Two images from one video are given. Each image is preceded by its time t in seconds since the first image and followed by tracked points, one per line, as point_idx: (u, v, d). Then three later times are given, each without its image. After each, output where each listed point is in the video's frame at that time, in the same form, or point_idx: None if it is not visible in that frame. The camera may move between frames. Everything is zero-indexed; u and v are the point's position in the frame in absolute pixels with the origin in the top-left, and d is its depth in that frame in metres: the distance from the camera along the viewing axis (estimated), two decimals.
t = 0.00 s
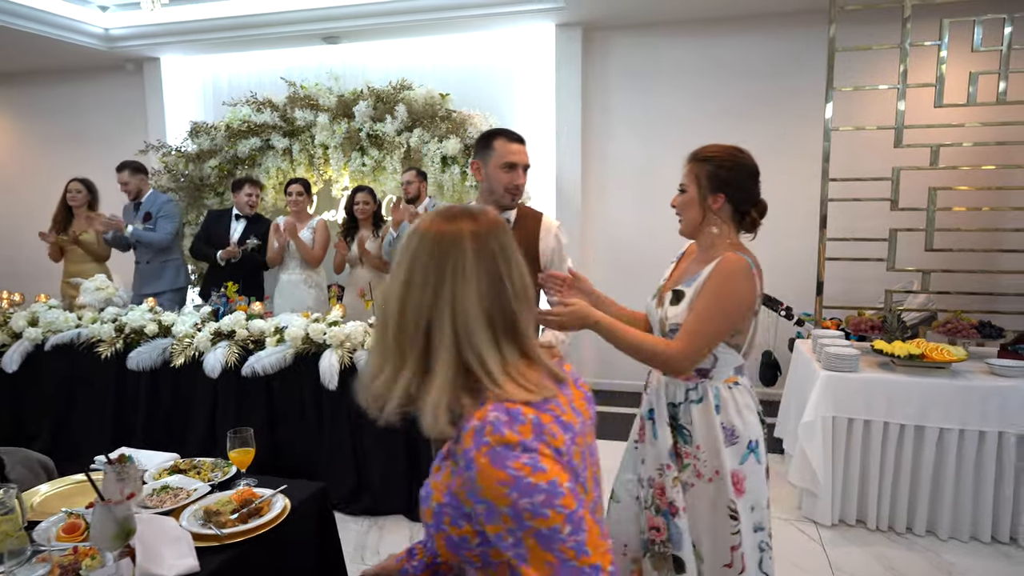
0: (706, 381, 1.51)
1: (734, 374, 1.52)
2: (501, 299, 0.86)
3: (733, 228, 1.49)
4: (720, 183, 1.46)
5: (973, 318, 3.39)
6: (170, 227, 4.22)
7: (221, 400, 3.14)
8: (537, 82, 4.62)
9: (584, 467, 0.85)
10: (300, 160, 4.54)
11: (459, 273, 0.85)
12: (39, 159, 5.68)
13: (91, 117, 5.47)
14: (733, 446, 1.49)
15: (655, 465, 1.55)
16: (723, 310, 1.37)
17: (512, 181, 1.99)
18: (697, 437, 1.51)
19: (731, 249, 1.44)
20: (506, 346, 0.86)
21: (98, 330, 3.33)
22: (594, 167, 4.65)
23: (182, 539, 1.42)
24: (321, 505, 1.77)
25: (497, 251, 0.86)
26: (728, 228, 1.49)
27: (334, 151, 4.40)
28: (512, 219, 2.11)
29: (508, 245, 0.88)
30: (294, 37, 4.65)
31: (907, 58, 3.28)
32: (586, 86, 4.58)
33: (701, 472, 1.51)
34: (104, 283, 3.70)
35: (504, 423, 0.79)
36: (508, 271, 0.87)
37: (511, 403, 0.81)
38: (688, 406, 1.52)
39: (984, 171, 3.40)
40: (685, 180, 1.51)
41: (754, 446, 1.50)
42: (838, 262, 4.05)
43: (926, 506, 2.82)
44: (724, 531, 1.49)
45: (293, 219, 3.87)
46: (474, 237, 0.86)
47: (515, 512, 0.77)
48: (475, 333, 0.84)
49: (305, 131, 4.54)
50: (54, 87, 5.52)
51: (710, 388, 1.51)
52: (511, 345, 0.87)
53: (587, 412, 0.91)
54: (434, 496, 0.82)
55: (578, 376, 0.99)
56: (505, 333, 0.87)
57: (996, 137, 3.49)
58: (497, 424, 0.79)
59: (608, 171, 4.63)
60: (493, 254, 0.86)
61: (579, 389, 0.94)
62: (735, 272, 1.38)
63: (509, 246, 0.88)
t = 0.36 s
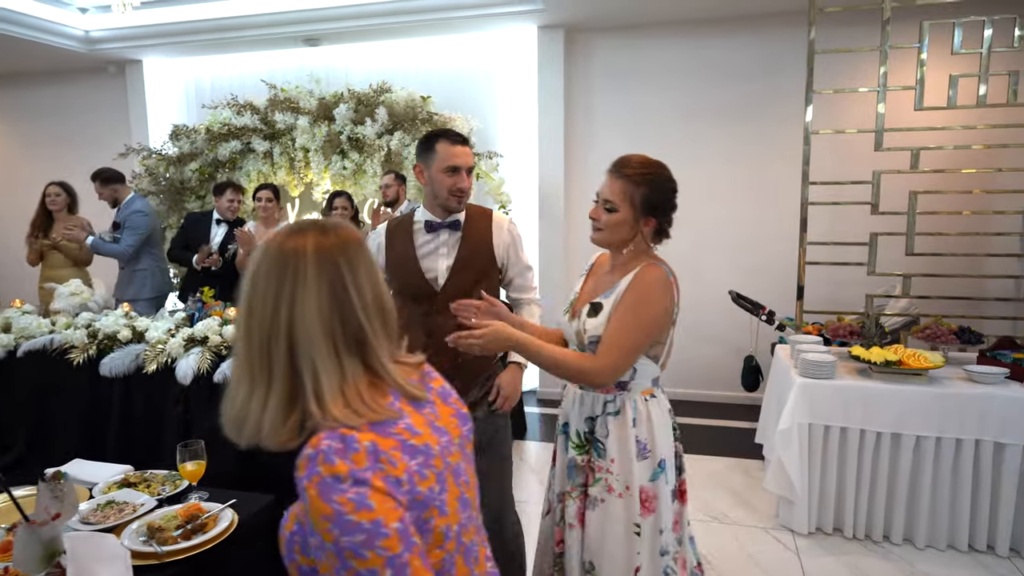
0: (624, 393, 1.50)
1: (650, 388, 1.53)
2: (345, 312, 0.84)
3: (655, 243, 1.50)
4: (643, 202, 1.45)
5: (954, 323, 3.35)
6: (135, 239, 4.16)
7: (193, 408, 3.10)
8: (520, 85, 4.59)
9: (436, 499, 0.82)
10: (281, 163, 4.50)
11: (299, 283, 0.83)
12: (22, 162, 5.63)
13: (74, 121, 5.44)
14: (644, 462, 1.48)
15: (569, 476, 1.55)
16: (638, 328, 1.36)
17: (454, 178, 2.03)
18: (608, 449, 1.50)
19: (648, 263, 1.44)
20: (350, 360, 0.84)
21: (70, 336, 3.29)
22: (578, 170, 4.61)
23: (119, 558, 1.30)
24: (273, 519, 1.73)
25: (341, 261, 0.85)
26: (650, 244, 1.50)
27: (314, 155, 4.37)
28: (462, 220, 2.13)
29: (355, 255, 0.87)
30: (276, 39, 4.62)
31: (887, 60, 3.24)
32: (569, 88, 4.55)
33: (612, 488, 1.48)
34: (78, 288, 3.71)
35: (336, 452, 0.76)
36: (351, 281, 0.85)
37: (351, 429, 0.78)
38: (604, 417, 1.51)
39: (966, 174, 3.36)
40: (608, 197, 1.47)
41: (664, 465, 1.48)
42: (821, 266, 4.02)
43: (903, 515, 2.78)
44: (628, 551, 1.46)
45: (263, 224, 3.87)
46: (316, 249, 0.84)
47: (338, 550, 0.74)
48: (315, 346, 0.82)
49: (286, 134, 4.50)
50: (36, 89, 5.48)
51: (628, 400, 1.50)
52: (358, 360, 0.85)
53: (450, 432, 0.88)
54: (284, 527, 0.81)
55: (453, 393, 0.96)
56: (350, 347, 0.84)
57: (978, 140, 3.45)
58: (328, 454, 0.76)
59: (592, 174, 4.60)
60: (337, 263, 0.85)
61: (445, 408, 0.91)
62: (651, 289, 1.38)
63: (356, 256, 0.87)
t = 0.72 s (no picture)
0: (556, 392, 1.48)
1: (584, 387, 1.50)
2: (194, 301, 0.80)
3: (586, 233, 1.48)
4: (571, 190, 1.42)
5: (937, 319, 3.33)
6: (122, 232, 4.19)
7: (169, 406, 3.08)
8: (504, 81, 4.56)
9: (284, 500, 0.77)
10: (264, 160, 4.47)
11: (146, 269, 0.78)
12: (8, 160, 5.60)
13: (60, 118, 5.41)
14: (572, 464, 1.45)
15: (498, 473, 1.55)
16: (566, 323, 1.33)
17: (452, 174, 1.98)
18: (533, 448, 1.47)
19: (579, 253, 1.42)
20: (201, 351, 0.80)
21: (46, 333, 3.26)
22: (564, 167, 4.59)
23: (64, 556, 1.25)
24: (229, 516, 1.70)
25: (195, 245, 0.80)
26: (581, 233, 1.47)
27: (297, 151, 4.34)
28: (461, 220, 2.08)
29: (211, 240, 0.82)
30: (260, 36, 4.59)
31: (868, 55, 3.22)
32: (553, 85, 4.53)
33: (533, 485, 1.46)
34: (57, 286, 3.65)
35: (157, 453, 0.73)
36: (206, 267, 0.81)
37: (182, 424, 0.74)
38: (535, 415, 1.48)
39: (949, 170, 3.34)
40: (534, 183, 1.46)
41: (593, 469, 1.45)
42: (805, 263, 3.99)
43: (882, 513, 2.76)
44: (542, 551, 1.44)
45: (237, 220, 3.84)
46: (168, 232, 0.80)
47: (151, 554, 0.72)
48: (158, 337, 0.77)
49: (268, 130, 4.48)
50: (22, 86, 5.46)
51: (561, 399, 1.47)
52: (213, 351, 0.81)
53: (319, 426, 0.82)
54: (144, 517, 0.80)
55: (341, 380, 0.90)
56: (202, 338, 0.80)
57: (961, 135, 3.43)
58: (149, 455, 0.73)
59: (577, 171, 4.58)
60: (190, 248, 0.80)
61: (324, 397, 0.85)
62: (579, 282, 1.35)
63: (214, 241, 0.82)
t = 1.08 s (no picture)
0: (487, 398, 1.50)
1: (519, 395, 1.47)
2: (98, 298, 0.78)
3: (543, 222, 1.46)
4: (526, 176, 1.40)
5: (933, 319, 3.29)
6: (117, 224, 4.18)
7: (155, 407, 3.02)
8: (498, 79, 4.53)
9: (158, 527, 0.73)
10: (255, 159, 4.43)
11: (50, 259, 0.78)
12: None
13: (51, 117, 5.37)
14: (498, 478, 1.45)
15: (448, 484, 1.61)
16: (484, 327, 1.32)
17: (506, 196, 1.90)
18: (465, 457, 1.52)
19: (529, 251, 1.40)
20: (98, 350, 0.77)
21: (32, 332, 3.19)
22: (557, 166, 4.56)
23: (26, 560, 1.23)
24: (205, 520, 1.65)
25: (103, 238, 0.79)
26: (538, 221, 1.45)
27: (288, 150, 4.30)
28: (500, 246, 2.06)
29: (127, 232, 0.80)
30: (251, 33, 4.55)
31: (863, 52, 3.18)
32: (547, 83, 4.50)
33: (465, 498, 1.51)
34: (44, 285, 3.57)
35: (22, 462, 0.70)
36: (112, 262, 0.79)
37: (55, 435, 0.71)
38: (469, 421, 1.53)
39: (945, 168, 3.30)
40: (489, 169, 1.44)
41: (519, 485, 1.44)
42: (800, 262, 3.96)
43: (876, 515, 2.72)
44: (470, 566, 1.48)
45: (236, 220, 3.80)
46: (78, 222, 0.79)
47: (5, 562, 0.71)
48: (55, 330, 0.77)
49: (260, 129, 4.44)
50: (11, 85, 5.41)
51: (491, 407, 1.49)
52: (115, 350, 0.79)
53: (226, 449, 0.78)
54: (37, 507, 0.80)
55: (275, 394, 0.84)
56: (101, 336, 0.78)
57: (957, 133, 3.40)
58: (13, 465, 0.70)
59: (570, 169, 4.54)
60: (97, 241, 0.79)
61: (245, 414, 0.80)
62: (505, 284, 1.33)
63: (129, 233, 0.80)
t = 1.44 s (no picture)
0: (460, 400, 1.48)
1: (492, 401, 1.45)
2: (157, 263, 0.77)
3: (529, 213, 1.43)
4: (505, 164, 1.40)
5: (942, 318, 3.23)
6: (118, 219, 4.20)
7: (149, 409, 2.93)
8: (498, 75, 4.47)
9: (159, 547, 0.73)
10: (251, 155, 4.35)
11: (104, 219, 0.76)
12: None
13: (45, 113, 5.30)
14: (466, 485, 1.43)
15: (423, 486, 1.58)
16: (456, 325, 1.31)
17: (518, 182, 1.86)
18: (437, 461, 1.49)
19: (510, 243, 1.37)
20: (152, 318, 0.76)
21: (21, 331, 3.06)
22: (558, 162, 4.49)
23: None
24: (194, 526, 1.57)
25: (163, 199, 0.78)
26: (523, 211, 1.43)
27: (285, 146, 4.23)
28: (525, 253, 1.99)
29: (189, 196, 0.79)
30: (247, 27, 4.48)
31: (871, 45, 3.12)
32: (547, 79, 4.44)
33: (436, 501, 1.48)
34: (34, 282, 3.49)
35: (32, 456, 0.71)
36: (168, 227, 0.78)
37: (77, 430, 0.71)
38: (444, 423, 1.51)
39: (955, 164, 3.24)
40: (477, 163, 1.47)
41: (486, 496, 1.41)
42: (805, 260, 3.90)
43: (885, 518, 2.66)
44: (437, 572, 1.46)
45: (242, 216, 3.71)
46: (137, 183, 0.78)
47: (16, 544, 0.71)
48: (106, 293, 0.75)
49: (256, 124, 4.35)
50: (5, 81, 5.34)
51: (465, 410, 1.46)
52: (168, 319, 0.78)
53: (248, 476, 0.76)
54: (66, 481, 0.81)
55: (315, 418, 0.83)
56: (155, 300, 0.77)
57: (966, 129, 3.34)
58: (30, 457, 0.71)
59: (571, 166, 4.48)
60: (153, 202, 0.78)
61: (277, 438, 0.79)
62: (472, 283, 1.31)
63: (191, 198, 0.79)
